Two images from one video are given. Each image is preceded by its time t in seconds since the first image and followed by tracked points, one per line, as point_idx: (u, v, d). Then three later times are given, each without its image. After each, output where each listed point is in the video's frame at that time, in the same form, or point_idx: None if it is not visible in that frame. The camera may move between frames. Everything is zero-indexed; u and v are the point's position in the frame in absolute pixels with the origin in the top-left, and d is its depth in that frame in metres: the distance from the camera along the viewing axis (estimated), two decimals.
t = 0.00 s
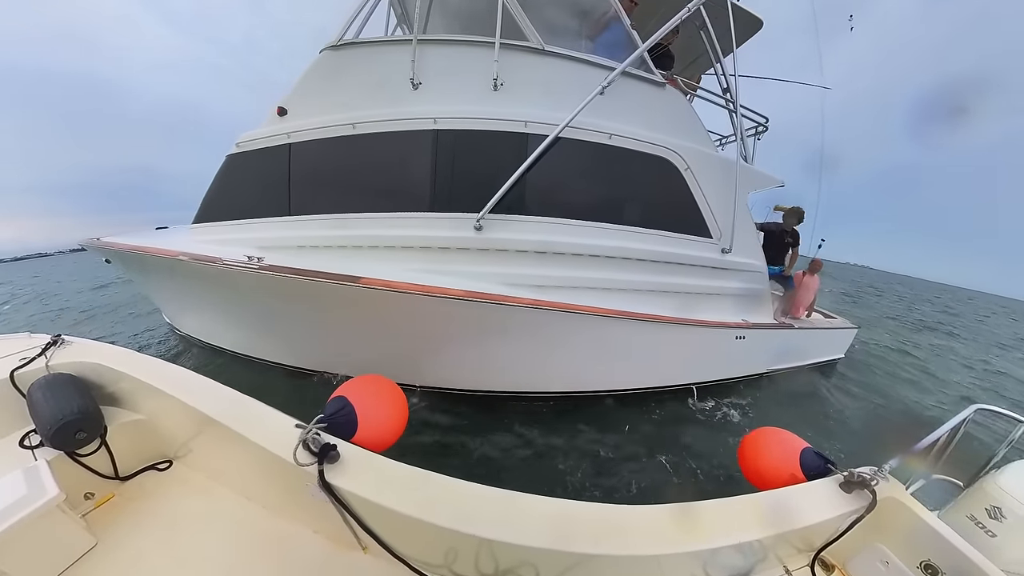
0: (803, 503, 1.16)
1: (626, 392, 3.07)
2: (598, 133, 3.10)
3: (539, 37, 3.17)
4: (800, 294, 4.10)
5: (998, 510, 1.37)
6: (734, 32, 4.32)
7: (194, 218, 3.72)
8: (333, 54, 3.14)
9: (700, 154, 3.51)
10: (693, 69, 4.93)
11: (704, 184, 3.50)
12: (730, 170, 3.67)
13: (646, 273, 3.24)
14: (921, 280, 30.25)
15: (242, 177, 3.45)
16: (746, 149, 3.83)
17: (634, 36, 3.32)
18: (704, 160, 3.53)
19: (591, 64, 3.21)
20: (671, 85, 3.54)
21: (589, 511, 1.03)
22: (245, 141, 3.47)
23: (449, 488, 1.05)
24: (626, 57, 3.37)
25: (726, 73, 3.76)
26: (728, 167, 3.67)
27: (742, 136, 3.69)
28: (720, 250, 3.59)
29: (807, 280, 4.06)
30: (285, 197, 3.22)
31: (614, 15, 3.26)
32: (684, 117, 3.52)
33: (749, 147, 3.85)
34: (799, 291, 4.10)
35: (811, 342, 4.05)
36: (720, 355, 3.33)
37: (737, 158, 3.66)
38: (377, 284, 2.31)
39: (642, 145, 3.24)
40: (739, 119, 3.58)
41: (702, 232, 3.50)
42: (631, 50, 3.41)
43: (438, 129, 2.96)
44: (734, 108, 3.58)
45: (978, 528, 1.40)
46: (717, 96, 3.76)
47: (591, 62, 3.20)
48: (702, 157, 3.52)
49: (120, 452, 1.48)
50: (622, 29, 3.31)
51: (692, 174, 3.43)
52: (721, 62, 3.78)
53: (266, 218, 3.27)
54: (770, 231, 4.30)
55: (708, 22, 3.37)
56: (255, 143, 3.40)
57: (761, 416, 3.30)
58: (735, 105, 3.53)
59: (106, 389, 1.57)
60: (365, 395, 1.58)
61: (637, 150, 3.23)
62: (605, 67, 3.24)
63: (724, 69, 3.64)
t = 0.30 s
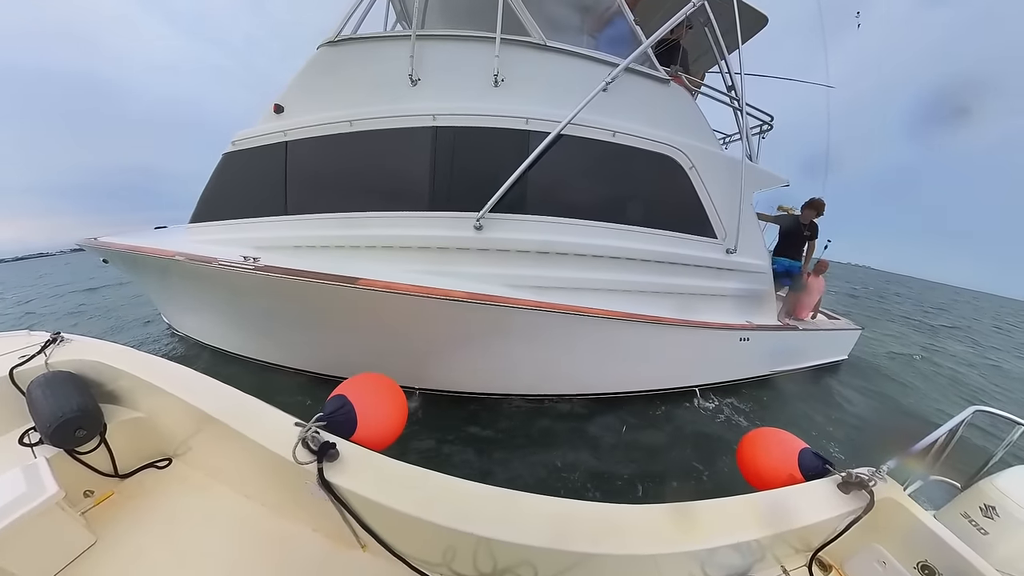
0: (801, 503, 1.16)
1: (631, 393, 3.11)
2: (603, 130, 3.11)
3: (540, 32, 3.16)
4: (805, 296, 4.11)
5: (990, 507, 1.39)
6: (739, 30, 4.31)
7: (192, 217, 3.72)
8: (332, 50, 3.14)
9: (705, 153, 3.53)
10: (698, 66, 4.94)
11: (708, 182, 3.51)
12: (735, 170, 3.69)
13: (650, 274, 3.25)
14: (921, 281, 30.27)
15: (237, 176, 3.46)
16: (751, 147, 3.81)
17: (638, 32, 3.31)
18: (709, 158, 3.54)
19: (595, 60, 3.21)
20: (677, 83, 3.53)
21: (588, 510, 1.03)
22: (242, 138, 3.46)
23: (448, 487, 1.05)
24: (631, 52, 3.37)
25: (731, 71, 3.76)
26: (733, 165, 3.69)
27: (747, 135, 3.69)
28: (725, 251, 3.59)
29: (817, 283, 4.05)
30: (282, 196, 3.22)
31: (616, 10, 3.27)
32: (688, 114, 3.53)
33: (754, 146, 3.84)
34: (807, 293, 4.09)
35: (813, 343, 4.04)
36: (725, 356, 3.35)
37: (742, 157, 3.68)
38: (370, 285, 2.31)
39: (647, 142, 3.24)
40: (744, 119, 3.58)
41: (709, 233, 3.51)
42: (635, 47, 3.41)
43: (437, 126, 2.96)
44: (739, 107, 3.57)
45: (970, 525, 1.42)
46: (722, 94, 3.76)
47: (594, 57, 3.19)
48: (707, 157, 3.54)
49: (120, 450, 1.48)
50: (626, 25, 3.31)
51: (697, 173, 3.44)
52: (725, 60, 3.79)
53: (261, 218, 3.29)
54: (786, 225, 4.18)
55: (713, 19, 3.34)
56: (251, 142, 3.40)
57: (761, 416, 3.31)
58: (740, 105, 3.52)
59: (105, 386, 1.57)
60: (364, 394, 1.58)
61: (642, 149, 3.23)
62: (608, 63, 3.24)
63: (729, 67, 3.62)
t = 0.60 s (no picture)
0: (799, 501, 1.17)
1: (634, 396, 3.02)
2: (606, 131, 3.12)
3: (542, 33, 3.18)
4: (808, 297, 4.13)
5: (983, 503, 1.41)
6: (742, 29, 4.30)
7: (193, 217, 3.73)
8: (333, 49, 3.15)
9: (708, 154, 3.54)
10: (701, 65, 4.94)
11: (711, 183, 3.52)
12: (738, 170, 3.69)
13: (654, 275, 3.25)
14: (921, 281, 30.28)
15: (236, 176, 3.47)
16: (755, 147, 3.80)
17: (641, 31, 3.28)
18: (713, 159, 3.55)
19: (598, 59, 3.21)
20: (681, 82, 3.53)
21: (587, 507, 1.04)
22: (242, 138, 3.47)
23: (448, 484, 1.06)
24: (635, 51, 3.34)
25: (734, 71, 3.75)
26: (738, 167, 3.70)
27: (750, 135, 3.68)
28: (728, 252, 3.61)
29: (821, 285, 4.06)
30: (283, 195, 3.22)
31: (618, 10, 3.25)
32: (691, 114, 3.53)
33: (757, 146, 3.84)
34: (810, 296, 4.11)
35: (819, 344, 3.98)
36: (726, 356, 3.27)
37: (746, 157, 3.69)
38: (370, 286, 2.30)
39: (650, 143, 3.25)
40: (748, 118, 3.58)
41: (712, 234, 3.53)
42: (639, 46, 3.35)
43: (439, 126, 2.97)
44: (743, 107, 3.57)
45: (962, 520, 1.44)
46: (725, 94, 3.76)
47: (596, 56, 3.19)
48: (711, 158, 3.55)
49: (122, 448, 1.49)
50: (628, 25, 3.28)
51: (700, 173, 3.45)
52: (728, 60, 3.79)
53: (261, 218, 3.29)
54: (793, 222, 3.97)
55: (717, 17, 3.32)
56: (251, 141, 3.41)
57: (761, 416, 3.32)
58: (744, 105, 3.52)
59: (106, 385, 1.58)
60: (365, 392, 1.59)
61: (644, 148, 3.24)
62: (611, 62, 3.24)
63: (732, 67, 3.61)
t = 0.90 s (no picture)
0: (798, 497, 1.18)
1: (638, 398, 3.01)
2: (610, 133, 3.13)
3: (547, 34, 3.19)
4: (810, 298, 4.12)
5: (980, 499, 1.42)
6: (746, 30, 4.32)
7: (195, 219, 3.75)
8: (336, 50, 3.16)
9: (712, 155, 3.54)
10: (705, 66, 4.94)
11: (715, 185, 3.52)
12: (742, 172, 3.69)
13: (658, 278, 3.25)
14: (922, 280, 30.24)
15: (238, 177, 3.50)
16: (757, 149, 3.81)
17: (646, 33, 3.31)
18: (716, 161, 3.55)
19: (601, 61, 3.22)
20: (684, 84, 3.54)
21: (588, 503, 1.05)
22: (244, 139, 3.49)
23: (450, 481, 1.07)
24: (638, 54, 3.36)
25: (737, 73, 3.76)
26: (742, 169, 3.70)
27: (753, 137, 3.69)
28: (732, 254, 3.61)
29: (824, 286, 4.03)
30: (285, 198, 3.24)
31: (622, 11, 3.27)
32: (695, 115, 3.53)
33: (760, 148, 3.85)
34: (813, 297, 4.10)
35: (821, 346, 3.97)
36: (733, 360, 3.28)
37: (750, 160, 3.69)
38: (376, 289, 2.32)
39: (655, 145, 3.26)
40: (751, 120, 3.58)
41: (716, 236, 3.54)
42: (643, 49, 3.39)
43: (443, 127, 2.98)
44: (746, 109, 3.58)
45: (960, 515, 1.45)
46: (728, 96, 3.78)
47: (599, 58, 3.20)
48: (715, 160, 3.55)
49: (127, 447, 1.51)
50: (633, 26, 3.30)
51: (704, 176, 3.46)
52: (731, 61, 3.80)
53: (263, 220, 3.31)
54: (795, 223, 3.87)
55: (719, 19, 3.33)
56: (253, 142, 3.43)
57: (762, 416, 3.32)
58: (747, 107, 3.52)
59: (110, 385, 1.59)
60: (367, 390, 1.61)
61: (648, 151, 3.25)
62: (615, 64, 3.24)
63: (735, 69, 3.62)
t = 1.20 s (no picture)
0: (800, 494, 1.18)
1: (645, 401, 3.01)
2: (618, 135, 3.13)
3: (553, 34, 3.18)
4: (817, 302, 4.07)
5: (985, 496, 1.41)
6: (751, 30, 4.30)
7: (194, 219, 3.77)
8: (338, 49, 3.16)
9: (719, 157, 3.54)
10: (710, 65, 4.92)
11: (721, 188, 3.52)
12: (749, 173, 3.69)
13: (664, 282, 3.24)
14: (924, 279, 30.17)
15: (239, 178, 3.51)
16: (762, 150, 3.78)
17: (651, 35, 3.34)
18: (723, 163, 3.55)
19: (606, 61, 3.22)
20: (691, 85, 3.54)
21: (590, 501, 1.05)
22: (244, 140, 3.50)
23: (453, 481, 1.07)
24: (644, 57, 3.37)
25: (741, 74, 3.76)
26: (749, 172, 3.70)
27: (758, 137, 3.68)
28: (738, 257, 3.60)
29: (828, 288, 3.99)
30: (285, 200, 3.25)
31: (629, 12, 3.27)
32: (702, 116, 3.54)
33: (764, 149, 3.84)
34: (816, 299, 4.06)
35: (826, 347, 3.95)
36: (740, 364, 3.28)
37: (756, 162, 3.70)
38: (378, 293, 2.31)
39: (662, 146, 3.26)
40: (756, 122, 3.58)
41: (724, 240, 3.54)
42: (651, 49, 3.40)
43: (447, 127, 2.98)
44: (752, 110, 3.57)
45: (963, 512, 1.45)
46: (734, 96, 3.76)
47: (605, 59, 3.20)
48: (721, 162, 3.54)
49: (131, 448, 1.51)
50: (639, 27, 3.31)
51: (711, 179, 3.45)
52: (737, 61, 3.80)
53: (262, 221, 3.33)
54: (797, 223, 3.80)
55: (726, 20, 3.37)
56: (254, 143, 3.44)
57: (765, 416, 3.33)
58: (754, 108, 3.52)
59: (114, 387, 1.60)
60: (369, 390, 1.62)
61: (655, 153, 3.24)
62: (621, 66, 3.25)
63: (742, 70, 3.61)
